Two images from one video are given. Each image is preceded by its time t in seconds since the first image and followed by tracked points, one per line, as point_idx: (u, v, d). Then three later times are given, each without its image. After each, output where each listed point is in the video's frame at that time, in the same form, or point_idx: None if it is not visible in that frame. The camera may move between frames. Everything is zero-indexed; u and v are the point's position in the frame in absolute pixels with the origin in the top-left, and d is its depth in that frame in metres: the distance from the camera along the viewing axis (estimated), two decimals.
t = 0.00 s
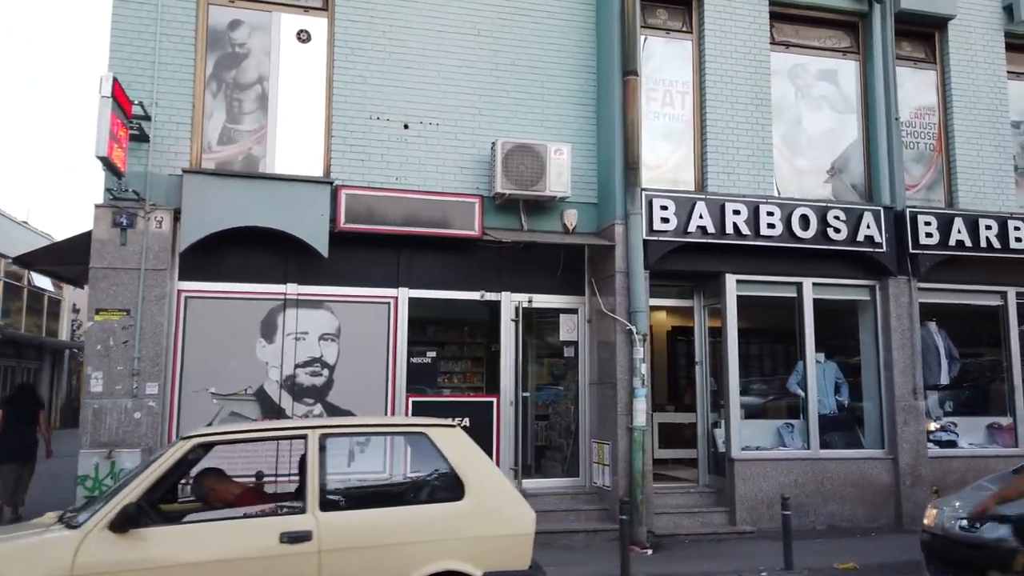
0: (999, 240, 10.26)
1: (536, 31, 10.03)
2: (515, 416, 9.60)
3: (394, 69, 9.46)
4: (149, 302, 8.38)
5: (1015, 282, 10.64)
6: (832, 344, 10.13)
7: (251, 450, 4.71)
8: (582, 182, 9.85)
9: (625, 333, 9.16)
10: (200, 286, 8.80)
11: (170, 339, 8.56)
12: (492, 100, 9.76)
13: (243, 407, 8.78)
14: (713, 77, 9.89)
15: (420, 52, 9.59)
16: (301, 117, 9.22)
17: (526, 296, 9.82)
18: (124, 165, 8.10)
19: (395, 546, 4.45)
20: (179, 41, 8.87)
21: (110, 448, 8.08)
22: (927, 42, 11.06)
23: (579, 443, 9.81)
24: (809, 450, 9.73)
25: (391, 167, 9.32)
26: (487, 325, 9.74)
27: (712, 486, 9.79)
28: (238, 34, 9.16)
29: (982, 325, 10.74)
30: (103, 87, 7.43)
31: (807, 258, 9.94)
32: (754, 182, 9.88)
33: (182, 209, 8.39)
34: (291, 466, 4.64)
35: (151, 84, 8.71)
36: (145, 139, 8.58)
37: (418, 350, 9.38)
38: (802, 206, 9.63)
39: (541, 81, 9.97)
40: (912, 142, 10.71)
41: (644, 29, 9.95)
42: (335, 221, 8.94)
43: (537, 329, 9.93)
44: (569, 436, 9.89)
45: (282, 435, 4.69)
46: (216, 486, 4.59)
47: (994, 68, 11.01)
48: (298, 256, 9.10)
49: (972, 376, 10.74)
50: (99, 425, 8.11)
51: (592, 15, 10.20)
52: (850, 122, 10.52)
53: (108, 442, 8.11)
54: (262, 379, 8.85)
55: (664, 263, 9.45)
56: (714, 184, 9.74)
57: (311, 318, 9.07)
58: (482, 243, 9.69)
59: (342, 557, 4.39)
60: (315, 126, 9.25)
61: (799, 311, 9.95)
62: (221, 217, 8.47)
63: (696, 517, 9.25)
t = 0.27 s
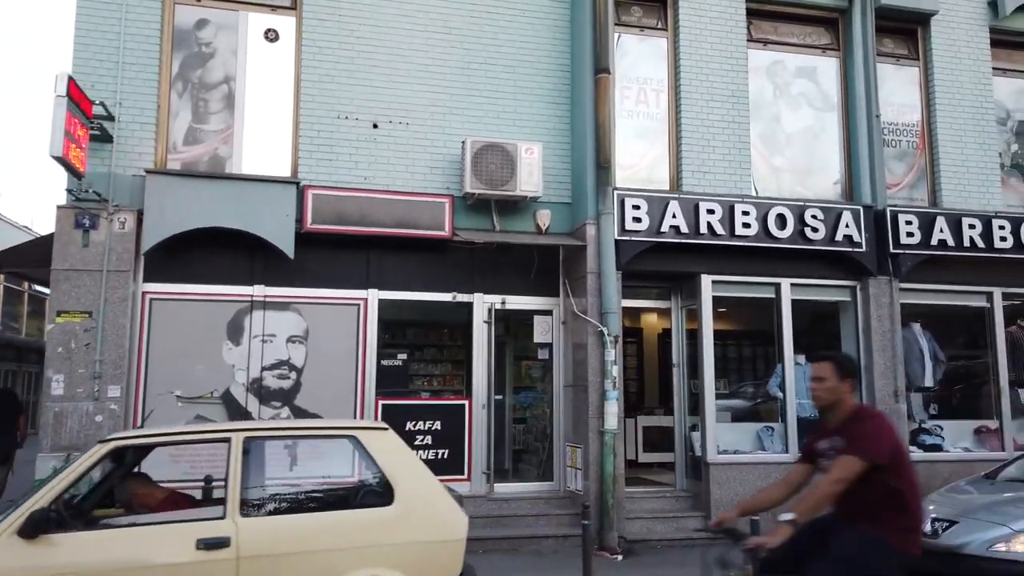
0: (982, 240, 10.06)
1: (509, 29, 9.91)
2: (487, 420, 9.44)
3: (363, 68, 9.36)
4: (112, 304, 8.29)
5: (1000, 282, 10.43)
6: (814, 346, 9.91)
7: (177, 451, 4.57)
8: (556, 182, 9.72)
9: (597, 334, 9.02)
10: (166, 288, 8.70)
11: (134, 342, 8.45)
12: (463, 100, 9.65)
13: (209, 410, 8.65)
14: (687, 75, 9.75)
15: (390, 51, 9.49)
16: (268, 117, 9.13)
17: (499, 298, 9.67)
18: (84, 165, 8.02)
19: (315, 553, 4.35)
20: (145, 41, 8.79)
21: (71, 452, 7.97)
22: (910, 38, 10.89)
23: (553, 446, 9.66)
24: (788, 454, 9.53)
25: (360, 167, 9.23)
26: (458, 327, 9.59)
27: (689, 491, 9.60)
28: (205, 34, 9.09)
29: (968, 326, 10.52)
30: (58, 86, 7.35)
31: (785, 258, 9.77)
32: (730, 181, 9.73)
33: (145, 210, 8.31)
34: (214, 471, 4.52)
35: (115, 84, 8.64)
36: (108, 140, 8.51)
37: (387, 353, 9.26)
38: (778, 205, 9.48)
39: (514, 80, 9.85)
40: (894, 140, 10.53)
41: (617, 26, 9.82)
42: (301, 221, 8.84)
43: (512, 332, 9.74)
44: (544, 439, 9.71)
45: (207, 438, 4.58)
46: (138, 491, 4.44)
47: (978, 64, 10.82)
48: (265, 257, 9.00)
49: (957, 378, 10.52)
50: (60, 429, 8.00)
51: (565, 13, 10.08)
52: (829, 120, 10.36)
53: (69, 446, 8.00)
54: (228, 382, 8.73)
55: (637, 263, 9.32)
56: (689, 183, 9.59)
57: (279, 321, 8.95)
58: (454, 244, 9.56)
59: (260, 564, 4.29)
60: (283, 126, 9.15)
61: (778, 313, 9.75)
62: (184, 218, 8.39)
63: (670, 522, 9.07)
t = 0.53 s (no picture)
0: (976, 241, 9.79)
1: (489, 30, 9.77)
2: (466, 426, 9.30)
3: (340, 70, 9.26)
4: (83, 308, 8.23)
5: (996, 285, 10.16)
6: (799, 350, 9.76)
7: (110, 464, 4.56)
8: (536, 184, 9.57)
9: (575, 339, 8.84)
10: (139, 292, 8.64)
11: (106, 347, 8.39)
12: (442, 101, 9.52)
13: (182, 416, 8.59)
14: (670, 75, 9.58)
15: (367, 52, 9.38)
16: (243, 120, 9.04)
17: (479, 302, 9.53)
18: (53, 169, 7.97)
19: (241, 566, 4.22)
20: (119, 44, 8.74)
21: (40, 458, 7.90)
22: (902, 36, 10.64)
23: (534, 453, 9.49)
24: (774, 462, 9.31)
25: (336, 170, 9.12)
26: (437, 332, 9.46)
27: (673, 498, 9.40)
28: (180, 37, 9.04)
29: (963, 330, 10.25)
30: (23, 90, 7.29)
31: (771, 261, 9.56)
32: (714, 182, 9.53)
33: (115, 213, 8.24)
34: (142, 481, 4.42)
35: (89, 88, 8.59)
36: (81, 144, 8.47)
37: (364, 358, 9.15)
38: (763, 207, 9.28)
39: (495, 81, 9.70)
40: (885, 139, 10.30)
41: (599, 26, 9.67)
42: (275, 225, 8.74)
43: (492, 336, 9.62)
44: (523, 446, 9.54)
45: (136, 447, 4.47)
46: (68, 501, 4.50)
47: (973, 62, 10.55)
48: (240, 261, 8.91)
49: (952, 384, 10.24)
50: (29, 435, 7.93)
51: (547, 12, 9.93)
52: (818, 120, 10.16)
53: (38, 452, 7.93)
54: (202, 388, 8.65)
55: (617, 267, 9.14)
56: (671, 185, 9.41)
57: (253, 326, 8.86)
58: (432, 247, 9.44)
59: None
60: (259, 129, 9.06)
61: (762, 317, 9.59)
62: (156, 222, 8.31)
63: (651, 530, 8.88)
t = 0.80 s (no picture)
0: (971, 241, 9.49)
1: (470, 30, 9.64)
2: (445, 431, 9.15)
3: (317, 72, 9.18)
4: (56, 312, 8.21)
5: (994, 287, 9.85)
6: (789, 353, 9.51)
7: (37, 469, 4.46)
8: (517, 186, 9.42)
9: (554, 343, 8.67)
10: (114, 296, 8.61)
11: (80, 351, 8.37)
12: (422, 102, 9.40)
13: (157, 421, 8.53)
14: (653, 73, 9.40)
15: (345, 53, 9.29)
16: (220, 123, 8.99)
17: (459, 305, 9.39)
18: (25, 172, 7.94)
19: None
20: (95, 48, 8.71)
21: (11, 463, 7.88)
22: (895, 31, 10.40)
23: (515, 459, 9.33)
24: (761, 468, 9.08)
25: (313, 173, 9.04)
26: (417, 335, 9.34)
27: (657, 506, 9.18)
28: (157, 40, 9.01)
29: (959, 333, 9.96)
30: None
31: (757, 263, 9.34)
32: (698, 182, 9.34)
33: (88, 216, 8.21)
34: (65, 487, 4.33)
35: (64, 91, 8.56)
36: (55, 148, 8.45)
37: (342, 362, 9.06)
38: (747, 207, 9.08)
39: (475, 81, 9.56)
40: (877, 137, 10.05)
41: (580, 25, 9.52)
42: (251, 228, 8.66)
43: (473, 340, 9.47)
44: (504, 452, 9.38)
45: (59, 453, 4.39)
46: None
47: (970, 57, 10.26)
48: (216, 265, 8.84)
49: (949, 389, 9.93)
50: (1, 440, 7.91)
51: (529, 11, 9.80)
52: (807, 118, 9.94)
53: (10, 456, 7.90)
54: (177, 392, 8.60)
55: (597, 269, 8.98)
56: (654, 186, 9.23)
57: (229, 330, 8.79)
58: (411, 249, 9.30)
59: None
60: (235, 132, 9.01)
61: (748, 319, 9.36)
62: (129, 225, 8.27)
63: (632, 538, 8.68)
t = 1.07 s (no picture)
0: (954, 242, 9.28)
1: (442, 30, 9.54)
2: (416, 436, 9.03)
3: (287, 74, 9.10)
4: (21, 317, 8.17)
5: (979, 289, 9.63)
6: (768, 356, 9.34)
7: None
8: (490, 187, 9.30)
9: (524, 346, 8.53)
10: (81, 301, 8.58)
11: (45, 356, 8.34)
12: (393, 104, 9.29)
13: (123, 426, 8.49)
14: (627, 73, 9.26)
15: (315, 55, 9.20)
16: (188, 126, 8.94)
17: (431, 309, 9.30)
18: None
19: None
20: (63, 51, 8.65)
21: None
22: (879, 28, 10.20)
23: (487, 464, 9.20)
24: (736, 474, 8.92)
25: (282, 176, 8.96)
26: (388, 339, 9.25)
27: (631, 512, 9.03)
28: (125, 43, 8.98)
29: (943, 336, 9.75)
30: None
31: (734, 264, 9.18)
32: (673, 183, 9.19)
33: (53, 220, 8.17)
34: None
35: (31, 95, 8.52)
36: (22, 152, 8.41)
37: (312, 367, 8.96)
38: (722, 208, 8.92)
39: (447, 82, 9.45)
40: (859, 136, 9.85)
41: (553, 24, 9.40)
42: (217, 231, 8.60)
43: (445, 344, 9.37)
44: (477, 457, 9.25)
45: None
46: None
47: (956, 53, 10.03)
48: (184, 268, 8.78)
49: (934, 392, 9.72)
50: None
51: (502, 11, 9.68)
52: (787, 117, 9.76)
53: None
54: (144, 397, 8.56)
55: (569, 271, 8.86)
56: (627, 187, 9.08)
57: (196, 334, 8.74)
58: (382, 253, 9.21)
59: None
60: (204, 135, 8.95)
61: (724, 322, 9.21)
62: (93, 229, 8.22)
63: (603, 545, 8.53)
